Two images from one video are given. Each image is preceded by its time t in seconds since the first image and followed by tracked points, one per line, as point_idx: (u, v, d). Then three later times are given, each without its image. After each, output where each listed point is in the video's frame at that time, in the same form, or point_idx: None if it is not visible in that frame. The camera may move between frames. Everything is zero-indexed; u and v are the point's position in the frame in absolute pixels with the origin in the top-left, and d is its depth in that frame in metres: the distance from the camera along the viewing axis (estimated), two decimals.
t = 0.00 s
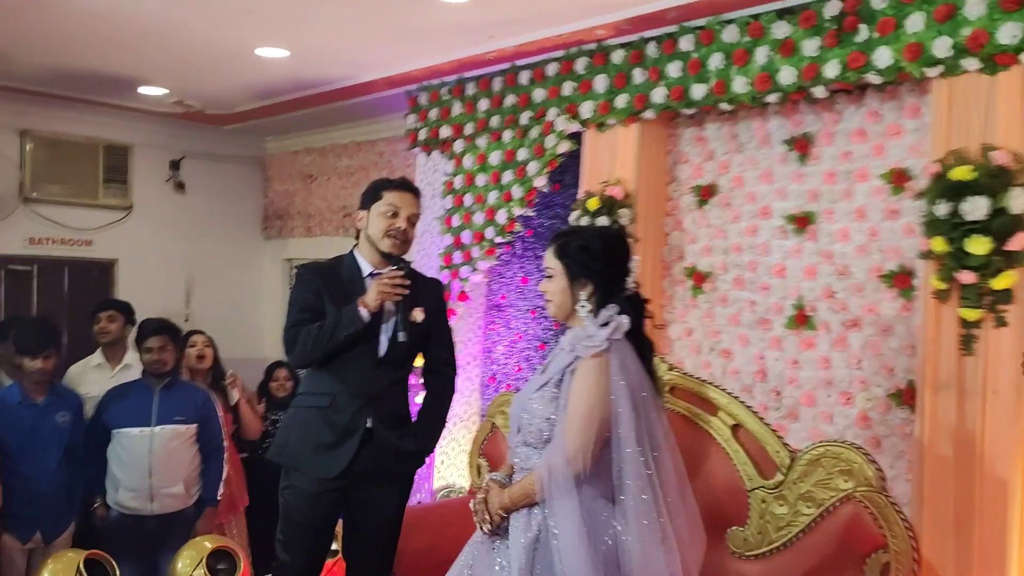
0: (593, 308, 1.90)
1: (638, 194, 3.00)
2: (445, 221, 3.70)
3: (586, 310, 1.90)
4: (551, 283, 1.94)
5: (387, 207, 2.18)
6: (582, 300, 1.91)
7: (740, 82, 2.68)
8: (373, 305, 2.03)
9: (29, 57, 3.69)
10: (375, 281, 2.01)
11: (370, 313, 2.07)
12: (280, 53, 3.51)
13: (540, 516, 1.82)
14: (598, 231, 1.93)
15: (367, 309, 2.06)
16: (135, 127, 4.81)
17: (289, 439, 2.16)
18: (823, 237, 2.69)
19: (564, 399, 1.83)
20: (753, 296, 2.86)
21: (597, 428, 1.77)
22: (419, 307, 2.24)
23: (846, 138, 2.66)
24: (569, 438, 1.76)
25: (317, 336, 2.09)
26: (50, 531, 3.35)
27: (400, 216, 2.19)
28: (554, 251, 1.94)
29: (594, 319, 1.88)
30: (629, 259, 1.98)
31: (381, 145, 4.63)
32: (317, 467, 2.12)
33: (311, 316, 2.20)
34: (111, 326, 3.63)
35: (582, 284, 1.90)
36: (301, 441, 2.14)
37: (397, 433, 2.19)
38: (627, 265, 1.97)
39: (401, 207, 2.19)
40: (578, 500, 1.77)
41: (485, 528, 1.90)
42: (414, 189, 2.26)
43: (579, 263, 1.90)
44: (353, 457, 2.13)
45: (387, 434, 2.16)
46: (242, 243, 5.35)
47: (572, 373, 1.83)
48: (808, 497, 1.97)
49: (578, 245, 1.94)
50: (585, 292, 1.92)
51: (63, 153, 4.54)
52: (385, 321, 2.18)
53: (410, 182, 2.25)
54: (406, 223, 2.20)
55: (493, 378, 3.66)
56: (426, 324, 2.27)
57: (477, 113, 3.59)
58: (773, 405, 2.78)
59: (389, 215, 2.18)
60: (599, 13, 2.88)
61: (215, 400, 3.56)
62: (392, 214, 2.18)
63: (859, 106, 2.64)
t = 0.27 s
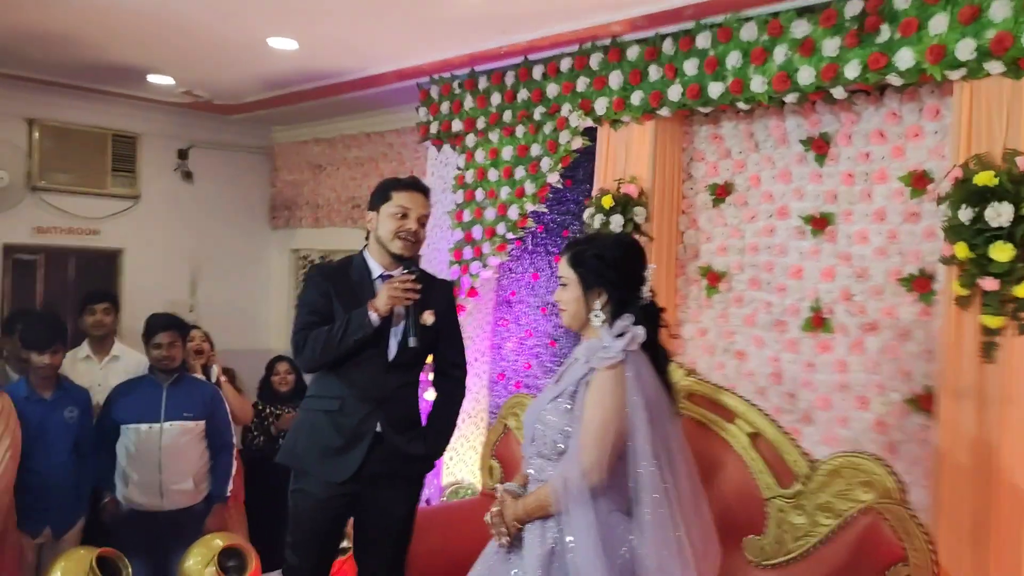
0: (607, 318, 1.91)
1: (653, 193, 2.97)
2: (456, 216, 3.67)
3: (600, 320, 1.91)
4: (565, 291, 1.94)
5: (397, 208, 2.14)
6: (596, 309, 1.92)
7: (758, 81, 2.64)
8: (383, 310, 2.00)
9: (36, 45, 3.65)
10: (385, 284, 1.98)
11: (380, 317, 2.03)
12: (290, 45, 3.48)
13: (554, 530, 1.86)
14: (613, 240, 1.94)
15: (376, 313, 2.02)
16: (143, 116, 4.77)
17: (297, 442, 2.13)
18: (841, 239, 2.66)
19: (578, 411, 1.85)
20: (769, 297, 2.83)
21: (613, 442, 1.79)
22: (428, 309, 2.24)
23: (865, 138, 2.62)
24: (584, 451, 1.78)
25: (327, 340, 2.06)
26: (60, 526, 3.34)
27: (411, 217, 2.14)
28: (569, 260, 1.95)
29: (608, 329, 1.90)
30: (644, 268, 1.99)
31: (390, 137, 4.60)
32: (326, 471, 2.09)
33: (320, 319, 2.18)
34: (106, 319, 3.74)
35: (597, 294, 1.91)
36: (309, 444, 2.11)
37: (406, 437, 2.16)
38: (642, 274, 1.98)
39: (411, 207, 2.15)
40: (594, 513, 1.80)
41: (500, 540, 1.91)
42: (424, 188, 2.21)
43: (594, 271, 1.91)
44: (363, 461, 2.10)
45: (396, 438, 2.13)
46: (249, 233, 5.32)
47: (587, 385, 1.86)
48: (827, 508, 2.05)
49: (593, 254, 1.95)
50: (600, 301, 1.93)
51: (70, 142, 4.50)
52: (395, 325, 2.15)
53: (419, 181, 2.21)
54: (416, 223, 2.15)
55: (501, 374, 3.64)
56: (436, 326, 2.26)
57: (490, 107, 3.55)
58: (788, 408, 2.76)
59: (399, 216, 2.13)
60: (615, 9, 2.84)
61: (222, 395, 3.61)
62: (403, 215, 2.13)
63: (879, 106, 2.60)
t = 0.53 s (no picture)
0: (615, 313, 1.90)
1: (662, 183, 2.95)
2: (464, 205, 3.66)
3: (608, 315, 1.89)
4: (572, 286, 1.92)
5: (390, 195, 2.12)
6: (604, 304, 1.91)
7: (770, 71, 2.61)
8: (385, 303, 2.02)
9: (42, 31, 3.63)
10: (386, 277, 2.01)
11: (382, 310, 2.04)
12: (297, 32, 3.46)
13: (558, 525, 1.88)
14: (621, 234, 1.92)
15: (378, 306, 2.03)
16: (149, 102, 4.76)
17: (300, 435, 2.13)
18: (852, 231, 2.64)
19: (585, 406, 1.86)
20: (778, 289, 2.81)
21: (621, 437, 1.80)
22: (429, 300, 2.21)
23: (878, 129, 2.60)
24: (591, 447, 1.79)
25: (329, 334, 2.06)
26: (66, 515, 3.34)
27: (404, 204, 2.12)
28: (575, 253, 1.93)
29: (617, 325, 1.89)
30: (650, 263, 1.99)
31: (398, 125, 4.57)
32: (328, 464, 2.09)
33: (320, 311, 2.16)
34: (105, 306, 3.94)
35: (604, 288, 1.90)
36: (311, 437, 2.11)
37: (409, 430, 2.15)
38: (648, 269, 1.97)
39: (404, 193, 2.13)
40: (600, 510, 1.81)
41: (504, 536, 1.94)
42: (417, 174, 2.19)
43: (601, 266, 1.90)
44: (365, 454, 2.10)
45: (398, 430, 2.12)
46: (256, 220, 5.31)
47: (594, 379, 1.86)
48: (839, 505, 2.04)
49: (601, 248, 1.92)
50: (607, 296, 1.92)
51: (77, 128, 4.49)
52: (396, 318, 2.15)
53: (410, 167, 2.19)
54: (410, 209, 2.13)
55: (508, 364, 3.62)
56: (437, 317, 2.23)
57: (498, 95, 3.53)
58: (796, 401, 2.75)
59: (393, 204, 2.11)
60: None
61: (228, 385, 3.61)
62: (396, 202, 2.11)
63: (892, 97, 2.57)
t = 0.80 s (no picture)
0: (616, 305, 1.91)
1: (666, 175, 2.95)
2: (467, 197, 3.66)
3: (610, 308, 1.90)
4: (572, 279, 1.92)
5: (374, 186, 2.15)
6: (605, 297, 1.91)
7: (775, 62, 2.60)
8: (373, 294, 2.02)
9: (45, 20, 3.63)
10: (374, 267, 2.00)
11: (371, 301, 2.04)
12: (301, 22, 3.45)
13: (561, 517, 1.89)
14: (621, 227, 1.93)
15: (367, 298, 2.03)
16: (153, 93, 4.76)
17: (295, 429, 2.13)
18: (857, 223, 2.64)
19: (588, 399, 1.87)
20: (782, 281, 2.81)
21: (626, 430, 1.81)
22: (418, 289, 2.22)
23: (883, 121, 2.59)
24: (596, 439, 1.80)
25: (318, 328, 2.05)
26: (71, 505, 3.38)
27: (388, 195, 2.15)
28: (576, 246, 1.92)
29: (619, 318, 1.90)
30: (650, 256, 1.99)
31: (401, 115, 4.56)
32: (324, 457, 2.10)
33: (309, 306, 2.17)
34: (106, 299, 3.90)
35: (603, 281, 1.90)
36: (306, 431, 2.12)
37: (403, 419, 2.16)
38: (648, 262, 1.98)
39: (388, 184, 2.16)
40: (605, 501, 1.82)
41: (505, 528, 1.94)
42: (398, 165, 2.22)
43: (602, 259, 1.90)
44: (362, 444, 2.11)
45: (392, 420, 2.14)
46: (260, 211, 5.31)
47: (598, 372, 1.88)
48: (842, 497, 2.04)
49: (601, 242, 1.92)
50: (608, 288, 1.92)
51: (81, 118, 4.49)
52: (385, 309, 2.15)
53: (392, 158, 2.21)
54: (394, 200, 2.16)
55: (512, 356, 3.65)
56: (426, 307, 2.25)
57: (502, 86, 3.52)
58: (800, 393, 2.75)
59: (377, 195, 2.15)
60: None
61: (234, 377, 3.60)
62: (381, 193, 2.14)
63: (897, 89, 2.56)
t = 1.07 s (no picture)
0: (614, 304, 1.92)
1: (667, 173, 2.95)
2: (468, 195, 3.66)
3: (608, 307, 1.92)
4: (570, 277, 1.92)
5: (352, 186, 2.16)
6: (603, 295, 1.92)
7: (777, 60, 2.60)
8: (353, 292, 2.04)
9: (46, 18, 3.63)
10: (352, 266, 2.02)
11: (350, 299, 2.06)
12: (302, 20, 3.45)
13: (565, 514, 1.89)
14: (617, 225, 1.94)
15: (347, 296, 2.04)
16: (154, 90, 4.76)
17: (279, 429, 2.15)
18: (857, 221, 2.64)
19: (591, 397, 1.89)
20: (783, 279, 2.81)
21: (629, 427, 1.83)
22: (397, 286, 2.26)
23: (884, 119, 2.59)
24: (600, 436, 1.82)
25: (299, 327, 2.07)
26: (74, 502, 3.38)
27: (367, 195, 2.16)
28: (572, 245, 1.91)
29: (619, 317, 1.91)
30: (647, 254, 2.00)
31: (402, 113, 4.56)
32: (312, 456, 2.11)
33: (290, 305, 2.20)
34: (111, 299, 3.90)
35: (603, 281, 1.92)
36: (290, 432, 2.12)
37: (388, 417, 2.19)
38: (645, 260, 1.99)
39: (365, 183, 2.17)
40: (611, 498, 1.83)
41: (506, 527, 1.95)
42: (376, 163, 2.23)
43: (601, 257, 1.91)
44: (348, 442, 2.13)
45: (377, 418, 2.16)
46: (261, 208, 5.32)
47: (600, 370, 1.89)
48: (843, 495, 2.04)
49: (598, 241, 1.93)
50: (607, 287, 1.93)
51: (82, 115, 4.49)
52: (365, 307, 2.18)
53: (369, 156, 2.22)
54: (372, 199, 2.17)
55: (512, 353, 3.66)
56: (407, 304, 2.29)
57: (503, 84, 3.52)
58: (801, 390, 2.75)
59: (356, 195, 2.16)
60: None
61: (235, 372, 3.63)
62: (359, 193, 2.16)
63: (899, 87, 2.56)
